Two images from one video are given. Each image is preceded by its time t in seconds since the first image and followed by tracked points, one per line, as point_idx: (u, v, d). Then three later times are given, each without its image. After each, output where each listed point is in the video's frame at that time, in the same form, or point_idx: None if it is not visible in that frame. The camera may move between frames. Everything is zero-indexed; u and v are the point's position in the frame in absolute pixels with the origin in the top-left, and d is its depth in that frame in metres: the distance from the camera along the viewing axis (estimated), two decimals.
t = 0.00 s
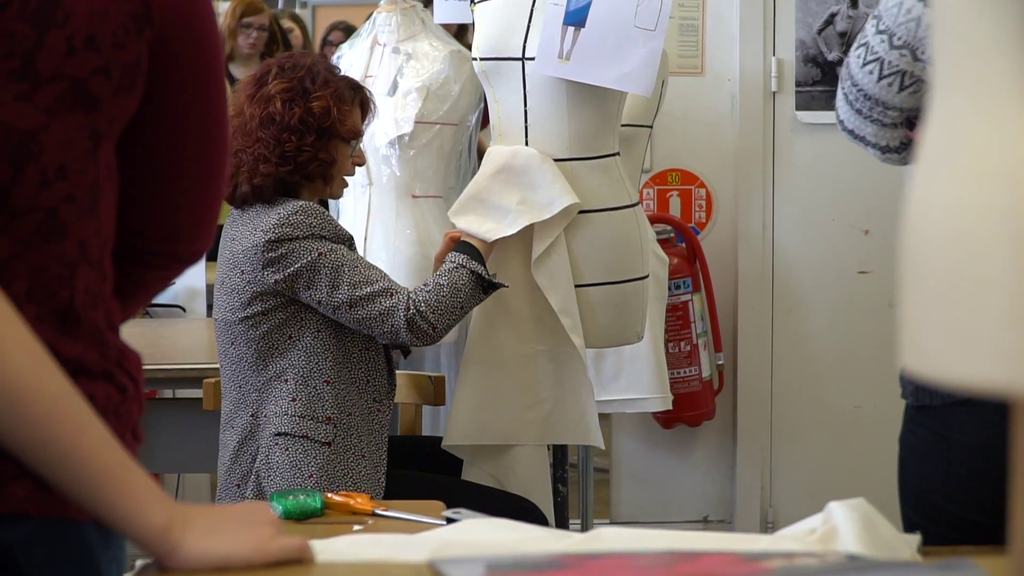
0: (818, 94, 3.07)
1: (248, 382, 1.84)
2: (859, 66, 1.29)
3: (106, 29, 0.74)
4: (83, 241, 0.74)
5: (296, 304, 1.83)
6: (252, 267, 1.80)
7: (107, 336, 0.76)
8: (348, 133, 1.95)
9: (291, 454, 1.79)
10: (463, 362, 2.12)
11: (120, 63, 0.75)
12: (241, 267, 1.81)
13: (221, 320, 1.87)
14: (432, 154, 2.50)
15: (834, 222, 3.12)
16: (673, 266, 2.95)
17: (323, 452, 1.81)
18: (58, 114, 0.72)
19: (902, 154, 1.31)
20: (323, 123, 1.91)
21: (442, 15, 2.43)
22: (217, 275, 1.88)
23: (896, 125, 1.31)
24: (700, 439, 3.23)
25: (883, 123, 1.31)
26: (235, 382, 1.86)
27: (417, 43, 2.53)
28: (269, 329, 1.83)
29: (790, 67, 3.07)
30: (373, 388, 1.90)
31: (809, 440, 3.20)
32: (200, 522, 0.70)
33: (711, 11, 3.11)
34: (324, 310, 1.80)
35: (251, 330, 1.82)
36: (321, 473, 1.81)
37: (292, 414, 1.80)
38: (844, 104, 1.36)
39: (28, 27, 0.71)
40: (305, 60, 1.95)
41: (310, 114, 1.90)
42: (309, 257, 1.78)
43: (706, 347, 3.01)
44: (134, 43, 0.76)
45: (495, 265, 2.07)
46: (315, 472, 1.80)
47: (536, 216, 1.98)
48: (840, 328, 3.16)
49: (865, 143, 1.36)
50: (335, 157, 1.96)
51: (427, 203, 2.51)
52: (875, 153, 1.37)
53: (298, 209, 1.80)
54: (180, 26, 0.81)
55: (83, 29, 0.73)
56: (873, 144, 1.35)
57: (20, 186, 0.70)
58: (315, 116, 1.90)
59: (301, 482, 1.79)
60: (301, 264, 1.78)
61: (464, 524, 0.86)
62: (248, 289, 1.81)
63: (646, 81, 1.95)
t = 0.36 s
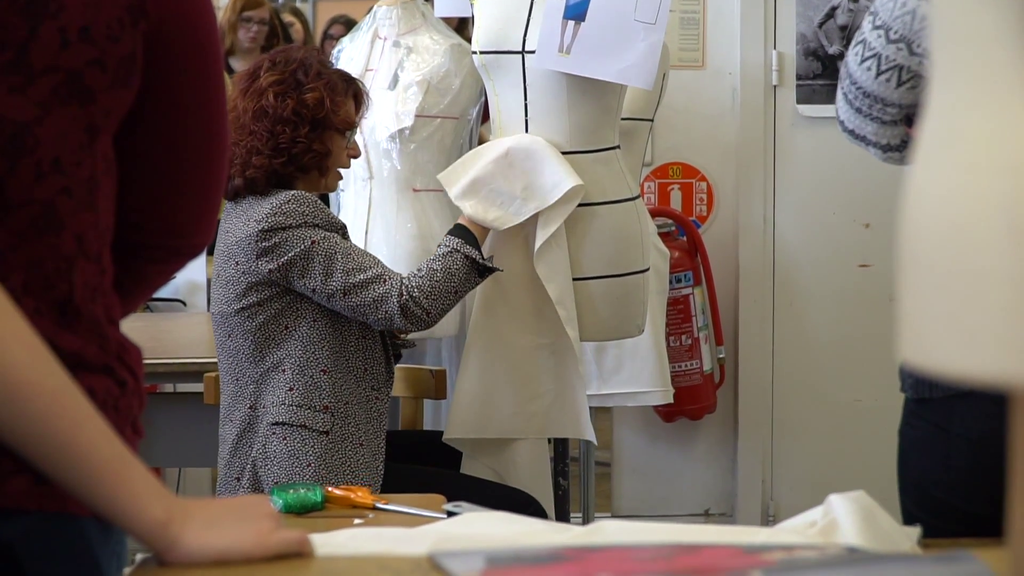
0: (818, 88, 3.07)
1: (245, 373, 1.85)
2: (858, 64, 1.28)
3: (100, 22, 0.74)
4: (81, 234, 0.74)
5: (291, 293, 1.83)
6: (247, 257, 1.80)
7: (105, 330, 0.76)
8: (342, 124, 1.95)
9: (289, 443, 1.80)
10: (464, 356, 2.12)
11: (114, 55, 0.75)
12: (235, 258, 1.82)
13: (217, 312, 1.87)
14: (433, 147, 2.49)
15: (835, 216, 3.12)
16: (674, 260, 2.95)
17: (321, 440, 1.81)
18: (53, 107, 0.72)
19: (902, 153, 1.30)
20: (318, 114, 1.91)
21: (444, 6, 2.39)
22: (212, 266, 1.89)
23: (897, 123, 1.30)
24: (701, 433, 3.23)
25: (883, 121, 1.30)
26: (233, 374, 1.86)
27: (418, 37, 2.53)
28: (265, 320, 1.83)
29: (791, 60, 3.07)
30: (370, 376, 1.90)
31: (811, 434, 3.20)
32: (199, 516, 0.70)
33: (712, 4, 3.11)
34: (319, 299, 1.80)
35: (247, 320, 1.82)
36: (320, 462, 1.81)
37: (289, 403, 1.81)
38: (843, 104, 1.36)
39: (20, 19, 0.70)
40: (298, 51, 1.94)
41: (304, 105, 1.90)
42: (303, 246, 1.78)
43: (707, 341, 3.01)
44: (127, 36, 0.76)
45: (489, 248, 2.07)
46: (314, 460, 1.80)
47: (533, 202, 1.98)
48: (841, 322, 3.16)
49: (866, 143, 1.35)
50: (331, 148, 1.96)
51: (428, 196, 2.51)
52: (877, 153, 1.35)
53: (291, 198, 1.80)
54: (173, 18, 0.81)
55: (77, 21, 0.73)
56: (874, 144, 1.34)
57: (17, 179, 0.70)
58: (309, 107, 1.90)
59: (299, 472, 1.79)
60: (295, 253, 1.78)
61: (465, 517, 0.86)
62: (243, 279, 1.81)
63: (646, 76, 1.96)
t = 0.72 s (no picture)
0: (808, 80, 3.07)
1: (240, 366, 1.84)
2: (840, 59, 1.28)
3: (88, 18, 0.74)
4: (69, 231, 0.73)
5: (286, 286, 1.83)
6: (241, 250, 1.79)
7: (95, 327, 0.76)
8: (338, 119, 1.95)
9: (284, 436, 1.79)
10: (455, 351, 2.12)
11: (101, 51, 0.75)
12: (230, 251, 1.82)
13: (212, 306, 1.87)
14: (423, 143, 2.49)
15: (826, 208, 3.12)
16: (665, 253, 2.95)
17: (316, 434, 1.81)
18: (41, 103, 0.71)
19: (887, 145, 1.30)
20: (314, 108, 1.91)
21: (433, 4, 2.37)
22: (207, 259, 1.89)
23: (883, 116, 1.30)
24: (694, 426, 3.23)
25: (868, 114, 1.30)
26: (227, 367, 1.86)
27: (408, 32, 2.52)
28: (260, 312, 1.82)
29: (781, 53, 3.07)
30: (365, 370, 1.89)
31: (804, 425, 3.20)
32: (189, 513, 0.70)
33: None
34: (314, 291, 1.79)
35: (242, 313, 1.82)
36: (316, 455, 1.80)
37: (284, 396, 1.80)
38: (828, 98, 1.35)
39: (8, 16, 0.70)
40: (290, 48, 1.94)
41: (300, 99, 1.90)
42: (297, 238, 1.77)
43: (699, 334, 3.01)
44: (115, 32, 0.76)
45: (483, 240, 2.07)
46: (309, 454, 1.80)
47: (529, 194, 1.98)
48: (833, 314, 3.16)
49: (852, 136, 1.35)
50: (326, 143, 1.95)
51: (418, 191, 2.51)
52: (865, 147, 1.35)
53: (285, 190, 1.80)
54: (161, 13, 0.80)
55: (63, 18, 0.72)
56: (859, 137, 1.34)
57: (4, 176, 0.70)
58: (306, 101, 1.90)
59: (294, 464, 1.79)
60: (289, 245, 1.77)
61: (457, 512, 0.86)
62: (238, 272, 1.81)
63: (637, 69, 1.94)
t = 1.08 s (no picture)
0: (804, 77, 3.07)
1: (238, 363, 1.84)
2: (831, 88, 1.28)
3: (86, 10, 0.73)
4: (67, 221, 0.73)
5: (286, 282, 1.82)
6: (242, 247, 1.79)
7: (93, 319, 0.76)
8: (316, 102, 1.92)
9: (284, 434, 1.79)
10: (451, 349, 2.12)
11: (99, 43, 0.74)
12: (231, 248, 1.81)
13: (210, 303, 1.86)
14: (418, 139, 2.49)
15: (820, 206, 3.12)
16: (659, 251, 2.95)
17: (316, 430, 1.81)
18: (39, 95, 0.71)
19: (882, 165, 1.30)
20: (287, 95, 1.90)
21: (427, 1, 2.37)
22: (205, 256, 1.88)
23: (879, 134, 1.30)
24: (688, 423, 3.23)
25: (864, 135, 1.30)
26: (226, 364, 1.85)
27: (402, 28, 2.52)
28: (259, 310, 1.82)
29: (776, 50, 3.07)
30: (364, 366, 1.89)
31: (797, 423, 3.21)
32: (184, 508, 0.70)
33: None
34: (316, 287, 1.79)
35: (242, 310, 1.82)
36: (316, 452, 1.80)
37: (284, 393, 1.80)
38: (820, 126, 1.36)
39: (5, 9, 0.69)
40: (260, 41, 1.94)
41: (270, 89, 1.89)
42: (298, 234, 1.77)
43: (693, 331, 3.01)
44: (112, 24, 0.76)
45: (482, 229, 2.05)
46: (309, 450, 1.80)
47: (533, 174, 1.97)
48: (826, 312, 3.17)
49: (847, 162, 1.35)
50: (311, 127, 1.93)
51: (413, 187, 2.50)
52: (860, 171, 1.36)
53: (286, 186, 1.79)
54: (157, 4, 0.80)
55: (61, 9, 0.71)
56: (856, 160, 1.34)
57: (2, 166, 0.69)
58: (277, 90, 1.89)
59: (294, 462, 1.78)
60: (290, 241, 1.77)
61: (452, 509, 0.86)
62: (239, 269, 1.80)
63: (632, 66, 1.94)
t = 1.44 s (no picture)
0: (805, 72, 3.06)
1: (245, 355, 1.84)
2: (834, 81, 1.28)
3: (85, 3, 0.73)
4: (67, 217, 0.73)
5: (292, 272, 1.82)
6: (248, 238, 1.79)
7: (94, 315, 0.76)
8: (302, 96, 1.91)
9: (292, 422, 1.79)
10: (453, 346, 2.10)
11: (98, 36, 0.74)
12: (237, 240, 1.81)
13: (216, 296, 1.86)
14: (420, 134, 2.49)
15: (822, 201, 3.12)
16: (661, 245, 2.94)
17: (324, 420, 1.81)
18: (38, 88, 0.71)
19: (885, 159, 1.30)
20: (269, 91, 1.89)
21: None
22: (210, 250, 1.88)
23: (881, 128, 1.30)
24: (690, 418, 3.23)
25: (867, 130, 1.30)
26: (232, 357, 1.85)
27: (403, 24, 2.51)
28: (266, 301, 1.82)
29: (777, 45, 3.07)
30: (371, 355, 1.89)
31: (799, 418, 3.21)
32: (185, 503, 0.70)
33: None
34: (328, 269, 1.79)
35: (248, 302, 1.82)
36: (324, 441, 1.80)
37: (292, 382, 1.80)
38: (822, 119, 1.35)
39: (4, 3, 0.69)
40: (244, 39, 1.94)
41: (253, 86, 1.89)
42: (305, 220, 1.78)
43: (695, 326, 3.01)
44: (112, 17, 0.75)
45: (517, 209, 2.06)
46: (317, 439, 1.80)
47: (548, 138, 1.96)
48: (829, 306, 3.17)
49: (849, 156, 1.35)
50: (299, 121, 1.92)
51: (414, 182, 2.50)
52: (862, 165, 1.35)
53: (290, 177, 1.80)
54: None
55: (61, 2, 0.71)
56: (857, 154, 1.34)
57: (2, 162, 0.69)
58: (259, 86, 1.89)
59: (304, 450, 1.79)
60: (297, 228, 1.77)
61: (451, 504, 0.86)
62: (245, 261, 1.81)
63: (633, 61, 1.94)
